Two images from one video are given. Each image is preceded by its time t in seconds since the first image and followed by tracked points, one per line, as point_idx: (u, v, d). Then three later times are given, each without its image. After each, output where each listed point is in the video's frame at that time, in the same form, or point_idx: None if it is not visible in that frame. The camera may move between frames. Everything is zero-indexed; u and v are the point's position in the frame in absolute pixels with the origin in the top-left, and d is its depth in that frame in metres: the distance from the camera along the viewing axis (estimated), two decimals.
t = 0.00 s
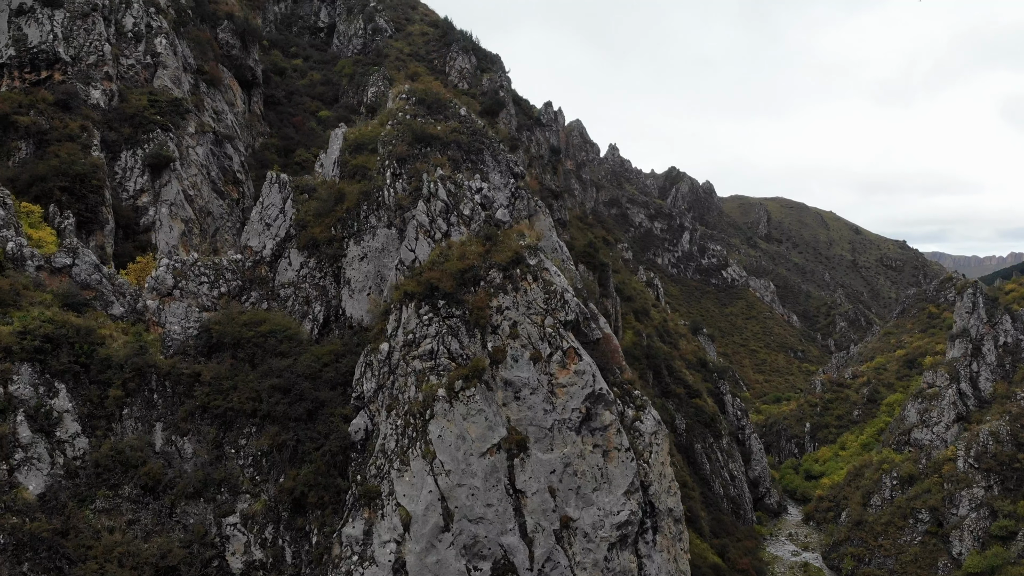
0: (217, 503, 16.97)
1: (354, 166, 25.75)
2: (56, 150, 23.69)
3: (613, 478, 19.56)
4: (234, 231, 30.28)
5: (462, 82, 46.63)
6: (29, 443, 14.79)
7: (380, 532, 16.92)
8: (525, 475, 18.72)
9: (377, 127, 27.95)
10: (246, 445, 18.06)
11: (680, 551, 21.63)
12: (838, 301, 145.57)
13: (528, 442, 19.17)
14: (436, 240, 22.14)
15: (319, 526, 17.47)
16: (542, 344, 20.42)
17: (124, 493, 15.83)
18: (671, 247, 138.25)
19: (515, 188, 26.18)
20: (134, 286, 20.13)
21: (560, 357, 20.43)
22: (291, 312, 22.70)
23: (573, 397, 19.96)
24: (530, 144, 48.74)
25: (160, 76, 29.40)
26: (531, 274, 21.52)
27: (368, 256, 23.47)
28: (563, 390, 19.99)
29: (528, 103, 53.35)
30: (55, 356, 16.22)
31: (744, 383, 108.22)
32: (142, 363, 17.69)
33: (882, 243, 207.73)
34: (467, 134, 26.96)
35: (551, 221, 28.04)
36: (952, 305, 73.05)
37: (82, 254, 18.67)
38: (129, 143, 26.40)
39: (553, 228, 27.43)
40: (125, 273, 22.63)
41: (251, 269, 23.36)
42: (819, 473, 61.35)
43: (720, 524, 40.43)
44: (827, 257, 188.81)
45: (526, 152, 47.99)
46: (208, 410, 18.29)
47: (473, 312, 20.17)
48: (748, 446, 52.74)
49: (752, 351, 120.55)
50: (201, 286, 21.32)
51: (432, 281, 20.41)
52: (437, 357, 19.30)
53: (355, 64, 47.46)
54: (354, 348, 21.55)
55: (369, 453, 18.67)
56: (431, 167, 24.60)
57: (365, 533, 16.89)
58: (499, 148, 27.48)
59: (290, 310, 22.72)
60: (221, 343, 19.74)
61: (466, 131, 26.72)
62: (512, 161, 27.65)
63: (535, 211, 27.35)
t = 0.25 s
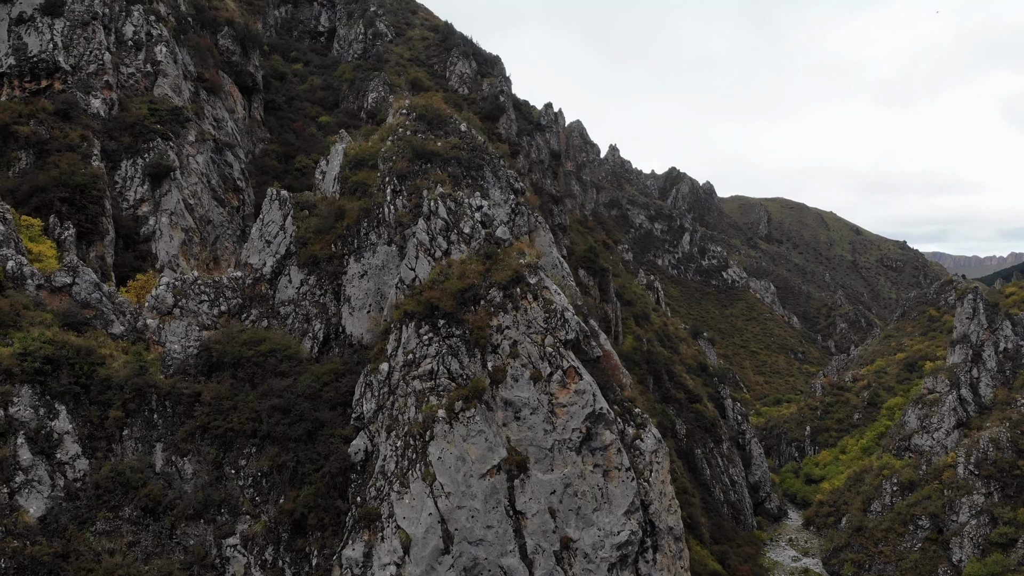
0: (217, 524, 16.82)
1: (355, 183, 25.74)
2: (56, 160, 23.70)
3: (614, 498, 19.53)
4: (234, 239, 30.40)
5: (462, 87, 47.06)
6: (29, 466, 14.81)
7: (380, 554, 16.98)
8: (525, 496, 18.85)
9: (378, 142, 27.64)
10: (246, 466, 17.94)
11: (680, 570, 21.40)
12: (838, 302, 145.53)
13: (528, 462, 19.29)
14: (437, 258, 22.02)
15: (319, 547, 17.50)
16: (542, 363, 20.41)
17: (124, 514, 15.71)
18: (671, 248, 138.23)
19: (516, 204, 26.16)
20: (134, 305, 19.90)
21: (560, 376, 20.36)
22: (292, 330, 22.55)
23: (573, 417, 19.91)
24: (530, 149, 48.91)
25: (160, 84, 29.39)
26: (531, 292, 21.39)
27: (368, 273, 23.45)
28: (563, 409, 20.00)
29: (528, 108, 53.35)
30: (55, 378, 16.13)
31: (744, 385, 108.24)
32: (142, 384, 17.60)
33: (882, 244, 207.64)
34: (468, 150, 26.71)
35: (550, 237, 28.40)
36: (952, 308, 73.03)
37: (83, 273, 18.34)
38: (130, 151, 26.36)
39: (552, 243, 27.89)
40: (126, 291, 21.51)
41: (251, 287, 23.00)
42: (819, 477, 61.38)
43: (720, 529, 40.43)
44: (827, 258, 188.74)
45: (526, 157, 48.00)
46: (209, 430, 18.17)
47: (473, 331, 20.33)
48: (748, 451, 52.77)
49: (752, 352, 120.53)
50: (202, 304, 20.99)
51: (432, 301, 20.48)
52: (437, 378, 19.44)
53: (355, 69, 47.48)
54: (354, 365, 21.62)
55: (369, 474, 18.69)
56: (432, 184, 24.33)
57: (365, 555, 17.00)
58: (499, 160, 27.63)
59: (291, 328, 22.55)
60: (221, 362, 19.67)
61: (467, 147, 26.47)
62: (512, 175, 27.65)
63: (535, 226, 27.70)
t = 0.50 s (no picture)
0: (217, 545, 16.76)
1: (355, 200, 25.81)
2: (56, 171, 23.70)
3: (613, 519, 19.46)
4: (235, 247, 30.48)
5: (462, 92, 47.40)
6: (30, 488, 14.60)
7: None
8: (525, 517, 18.72)
9: (378, 159, 27.80)
10: (246, 486, 17.88)
11: None
12: (839, 304, 145.43)
13: (528, 483, 19.21)
14: (436, 277, 22.04)
15: (319, 570, 17.31)
16: (542, 384, 20.47)
17: (124, 536, 15.59)
18: (672, 250, 138.23)
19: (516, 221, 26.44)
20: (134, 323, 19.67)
21: (560, 397, 20.43)
22: (291, 348, 22.53)
23: (573, 437, 19.95)
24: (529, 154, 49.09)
25: (160, 93, 29.39)
26: (531, 312, 21.64)
27: (368, 291, 23.63)
28: (563, 429, 20.04)
29: (528, 113, 53.39)
30: (55, 400, 15.90)
31: (744, 387, 108.24)
32: (142, 404, 17.42)
33: (883, 245, 207.58)
34: (468, 166, 26.95)
35: (551, 253, 27.75)
36: (952, 311, 73.03)
37: (83, 292, 18.09)
38: (130, 161, 26.37)
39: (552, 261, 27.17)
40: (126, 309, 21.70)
41: (251, 304, 22.93)
42: (819, 482, 61.41)
43: (720, 535, 40.46)
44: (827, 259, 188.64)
45: (526, 162, 48.06)
46: (209, 450, 18.07)
47: (473, 352, 20.35)
48: (748, 455, 52.81)
49: (752, 354, 120.53)
50: (201, 323, 20.91)
51: (432, 320, 20.48)
52: (437, 399, 19.48)
53: (355, 74, 47.55)
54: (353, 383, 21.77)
55: (368, 496, 18.65)
56: (432, 201, 24.45)
57: None
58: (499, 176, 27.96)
59: (290, 346, 22.54)
60: (221, 382, 19.60)
61: (467, 163, 26.76)
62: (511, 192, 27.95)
63: (535, 242, 27.15)
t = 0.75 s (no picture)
0: (216, 567, 16.60)
1: (355, 217, 25.75)
2: (56, 181, 23.71)
3: (613, 539, 19.16)
4: (235, 254, 30.68)
5: (462, 98, 47.53)
6: (30, 511, 14.46)
7: None
8: (524, 538, 18.44)
9: (378, 175, 27.81)
10: (246, 507, 17.81)
11: None
12: (839, 305, 145.38)
13: (528, 504, 18.94)
14: (436, 295, 21.95)
15: None
16: (542, 403, 20.11)
17: (124, 558, 15.45)
18: (672, 251, 138.26)
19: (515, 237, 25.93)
20: (134, 342, 19.69)
21: (560, 417, 20.02)
22: (291, 366, 22.46)
23: (572, 457, 19.57)
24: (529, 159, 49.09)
25: (160, 102, 29.41)
26: (531, 330, 21.12)
27: (368, 309, 23.47)
28: (563, 450, 19.62)
29: (528, 117, 53.44)
30: (55, 422, 15.81)
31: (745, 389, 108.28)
32: (142, 425, 17.30)
33: (883, 246, 207.53)
34: (467, 183, 26.61)
35: (551, 269, 27.52)
36: (952, 314, 73.03)
37: (82, 311, 18.07)
38: (129, 171, 26.34)
39: (551, 279, 27.00)
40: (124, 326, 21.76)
41: (251, 322, 22.83)
42: (819, 486, 61.44)
43: (720, 541, 40.52)
44: (828, 259, 188.56)
45: (526, 167, 48.10)
46: (208, 471, 17.94)
47: (473, 372, 20.18)
48: (748, 460, 52.89)
49: (753, 356, 120.57)
50: (201, 342, 20.91)
51: (432, 340, 20.48)
52: (436, 420, 19.24)
53: (355, 80, 47.67)
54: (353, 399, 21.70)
55: (368, 517, 18.66)
56: (431, 218, 24.23)
57: None
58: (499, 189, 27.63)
59: (290, 364, 22.44)
60: (220, 402, 19.58)
61: (466, 180, 26.42)
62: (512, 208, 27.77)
63: (534, 258, 27.01)
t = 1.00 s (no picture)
0: None
1: (355, 233, 25.43)
2: (56, 193, 23.72)
3: (613, 559, 19.15)
4: (235, 263, 30.95)
5: (462, 104, 47.61)
6: (30, 533, 14.27)
7: None
8: (524, 560, 18.39)
9: (378, 191, 27.31)
10: (246, 528, 17.54)
11: None
12: (840, 307, 145.27)
13: (527, 525, 18.89)
14: (436, 314, 21.84)
15: None
16: (542, 424, 20.06)
17: None
18: (672, 253, 138.25)
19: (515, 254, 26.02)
20: (134, 361, 19.18)
21: (560, 437, 19.95)
22: (291, 385, 21.98)
23: (572, 478, 19.46)
24: (529, 164, 49.09)
25: (160, 110, 29.42)
26: (531, 350, 21.06)
27: (368, 326, 23.21)
28: (563, 470, 19.54)
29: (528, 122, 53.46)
30: (55, 444, 15.53)
31: (745, 390, 108.35)
32: (142, 445, 17.03)
33: (883, 246, 207.48)
34: (467, 200, 26.55)
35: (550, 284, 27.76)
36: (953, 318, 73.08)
37: (82, 329, 17.79)
38: (129, 181, 26.35)
39: (552, 294, 27.16)
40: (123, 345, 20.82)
41: (250, 340, 22.38)
42: (820, 490, 61.45)
43: (720, 547, 40.51)
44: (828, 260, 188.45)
45: (526, 172, 48.14)
46: (208, 491, 17.70)
47: (472, 392, 20.09)
48: (748, 465, 52.92)
49: (753, 358, 120.60)
50: (201, 361, 20.38)
51: (431, 360, 20.36)
52: (436, 441, 19.17)
53: (355, 85, 47.81)
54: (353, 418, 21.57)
55: (367, 539, 18.35)
56: (431, 235, 24.14)
57: None
58: (498, 206, 27.69)
59: (290, 383, 21.96)
60: (220, 422, 19.33)
61: (466, 197, 26.35)
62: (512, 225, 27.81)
63: (534, 274, 27.19)
